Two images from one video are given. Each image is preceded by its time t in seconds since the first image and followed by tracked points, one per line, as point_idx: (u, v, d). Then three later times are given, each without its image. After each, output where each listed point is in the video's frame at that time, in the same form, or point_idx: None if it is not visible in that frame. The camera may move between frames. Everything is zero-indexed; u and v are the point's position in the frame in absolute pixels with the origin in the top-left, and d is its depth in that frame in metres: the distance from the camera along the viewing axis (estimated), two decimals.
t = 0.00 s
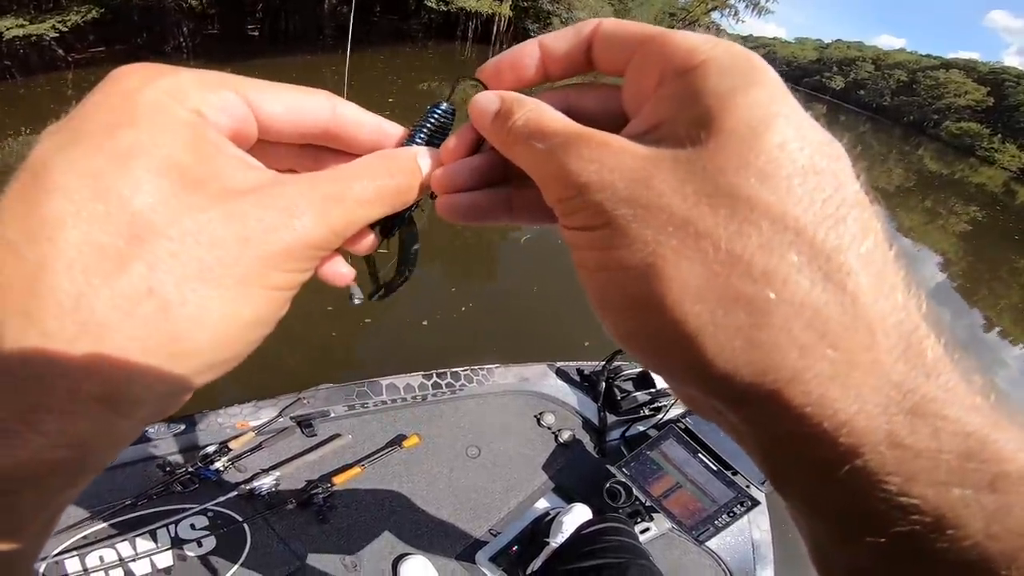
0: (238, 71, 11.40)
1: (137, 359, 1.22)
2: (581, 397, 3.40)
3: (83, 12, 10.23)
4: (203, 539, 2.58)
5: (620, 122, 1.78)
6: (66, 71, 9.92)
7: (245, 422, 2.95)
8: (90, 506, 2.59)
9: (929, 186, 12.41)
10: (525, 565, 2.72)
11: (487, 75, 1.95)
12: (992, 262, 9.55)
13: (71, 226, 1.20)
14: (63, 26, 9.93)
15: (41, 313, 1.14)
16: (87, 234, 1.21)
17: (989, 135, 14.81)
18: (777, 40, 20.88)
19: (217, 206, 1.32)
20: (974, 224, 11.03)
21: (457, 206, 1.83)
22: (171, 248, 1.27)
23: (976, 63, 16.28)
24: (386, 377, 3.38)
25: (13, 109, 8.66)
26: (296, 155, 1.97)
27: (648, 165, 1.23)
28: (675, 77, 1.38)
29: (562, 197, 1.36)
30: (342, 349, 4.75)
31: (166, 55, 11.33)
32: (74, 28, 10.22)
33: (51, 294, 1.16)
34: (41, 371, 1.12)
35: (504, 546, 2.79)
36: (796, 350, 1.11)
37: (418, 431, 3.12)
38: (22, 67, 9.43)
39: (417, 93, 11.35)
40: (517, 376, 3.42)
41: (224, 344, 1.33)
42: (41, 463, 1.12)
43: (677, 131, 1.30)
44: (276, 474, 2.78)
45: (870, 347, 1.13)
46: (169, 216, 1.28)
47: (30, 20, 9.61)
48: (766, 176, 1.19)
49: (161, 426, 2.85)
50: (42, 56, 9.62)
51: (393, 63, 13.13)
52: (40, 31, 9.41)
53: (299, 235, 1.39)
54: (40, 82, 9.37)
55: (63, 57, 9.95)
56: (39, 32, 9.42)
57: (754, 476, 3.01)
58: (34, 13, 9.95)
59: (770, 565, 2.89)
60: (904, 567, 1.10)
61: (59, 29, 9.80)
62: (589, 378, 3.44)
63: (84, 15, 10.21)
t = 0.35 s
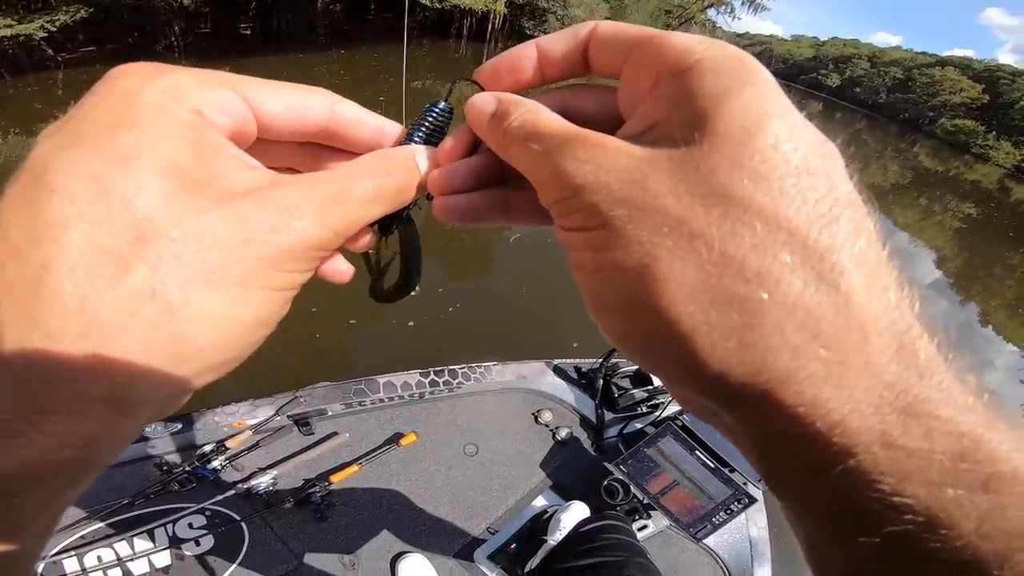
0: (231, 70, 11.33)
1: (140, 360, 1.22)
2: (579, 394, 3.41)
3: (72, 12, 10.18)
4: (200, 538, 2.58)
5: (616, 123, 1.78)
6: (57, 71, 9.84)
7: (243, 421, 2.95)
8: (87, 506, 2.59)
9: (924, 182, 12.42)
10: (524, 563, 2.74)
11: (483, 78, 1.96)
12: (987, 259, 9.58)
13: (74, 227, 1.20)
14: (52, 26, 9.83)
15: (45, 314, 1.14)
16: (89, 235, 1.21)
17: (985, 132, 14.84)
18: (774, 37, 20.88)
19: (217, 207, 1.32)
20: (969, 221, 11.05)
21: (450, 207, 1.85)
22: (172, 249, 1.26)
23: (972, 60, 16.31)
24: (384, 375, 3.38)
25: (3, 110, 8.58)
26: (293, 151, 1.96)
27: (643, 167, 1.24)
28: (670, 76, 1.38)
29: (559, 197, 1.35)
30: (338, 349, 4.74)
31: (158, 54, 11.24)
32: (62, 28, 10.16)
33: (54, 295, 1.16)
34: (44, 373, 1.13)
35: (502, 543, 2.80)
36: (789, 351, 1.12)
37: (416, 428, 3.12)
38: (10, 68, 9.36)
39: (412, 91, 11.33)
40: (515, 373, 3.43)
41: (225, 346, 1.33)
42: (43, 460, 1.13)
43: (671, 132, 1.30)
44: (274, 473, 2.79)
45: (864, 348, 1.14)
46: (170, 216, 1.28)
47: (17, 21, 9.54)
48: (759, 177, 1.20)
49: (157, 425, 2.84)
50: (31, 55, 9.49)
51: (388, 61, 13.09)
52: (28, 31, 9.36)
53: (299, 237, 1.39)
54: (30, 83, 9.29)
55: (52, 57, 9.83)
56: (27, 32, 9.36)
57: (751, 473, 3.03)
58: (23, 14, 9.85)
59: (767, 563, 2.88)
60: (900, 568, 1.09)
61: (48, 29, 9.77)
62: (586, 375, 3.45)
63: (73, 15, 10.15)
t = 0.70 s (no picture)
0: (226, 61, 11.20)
1: (142, 357, 1.22)
2: (575, 386, 3.41)
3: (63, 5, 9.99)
4: (197, 529, 2.58)
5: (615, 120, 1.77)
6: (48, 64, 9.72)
7: (239, 411, 2.95)
8: (82, 497, 2.58)
9: (922, 180, 12.43)
10: (521, 554, 2.75)
11: (483, 76, 1.96)
12: (984, 257, 9.61)
13: (75, 226, 1.20)
14: (43, 19, 9.68)
15: (48, 312, 1.15)
16: (90, 234, 1.21)
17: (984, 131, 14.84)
18: (773, 33, 20.81)
19: (217, 203, 1.31)
20: (965, 219, 11.08)
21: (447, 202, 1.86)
22: (173, 247, 1.26)
23: (972, 59, 16.32)
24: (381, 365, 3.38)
25: None
26: (292, 136, 1.97)
27: (645, 158, 1.24)
28: (670, 73, 1.38)
29: (559, 189, 1.35)
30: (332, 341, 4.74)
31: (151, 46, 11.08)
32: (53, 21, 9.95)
33: (56, 294, 1.16)
34: (46, 367, 1.13)
35: (499, 534, 2.83)
36: (792, 339, 1.12)
37: (413, 420, 3.13)
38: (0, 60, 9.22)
39: (408, 84, 11.27)
40: (513, 364, 3.44)
41: (230, 344, 1.33)
42: (51, 454, 1.11)
43: (670, 127, 1.30)
44: (270, 464, 2.79)
45: (865, 337, 1.15)
46: (170, 213, 1.27)
47: (7, 13, 9.36)
48: (759, 169, 1.21)
49: (154, 415, 2.85)
50: (22, 48, 9.45)
51: (385, 54, 13.00)
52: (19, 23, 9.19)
53: (302, 234, 1.38)
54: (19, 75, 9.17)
55: (43, 50, 9.79)
56: (18, 25, 9.20)
57: (746, 467, 3.05)
58: (13, 6, 9.68)
59: (761, 557, 2.88)
60: (903, 558, 1.10)
61: (38, 22, 9.58)
62: (584, 367, 3.46)
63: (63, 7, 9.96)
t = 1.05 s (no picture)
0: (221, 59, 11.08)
1: (144, 365, 1.23)
2: (572, 385, 3.42)
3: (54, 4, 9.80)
4: (193, 527, 2.58)
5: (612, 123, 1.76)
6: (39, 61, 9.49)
7: (236, 410, 2.94)
8: (76, 497, 2.57)
9: (918, 182, 12.47)
10: (519, 553, 2.76)
11: (481, 80, 1.96)
12: (978, 258, 9.67)
13: (69, 238, 1.19)
14: (33, 18, 9.39)
15: (45, 328, 1.15)
16: (84, 246, 1.20)
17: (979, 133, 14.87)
18: (769, 33, 20.83)
19: (213, 210, 1.30)
20: (960, 220, 11.14)
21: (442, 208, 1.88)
22: (170, 257, 1.25)
23: (967, 61, 16.39)
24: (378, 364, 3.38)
25: None
26: (284, 130, 1.95)
27: (642, 163, 1.25)
28: (668, 78, 1.39)
29: (557, 194, 1.36)
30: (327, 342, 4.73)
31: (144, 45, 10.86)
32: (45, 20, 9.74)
33: (53, 310, 1.15)
34: (49, 375, 1.15)
35: (497, 533, 2.83)
36: (792, 345, 1.12)
37: (409, 418, 3.13)
38: None
39: (403, 83, 11.24)
40: (510, 364, 3.45)
41: (230, 350, 1.34)
42: (57, 459, 1.18)
43: (667, 132, 1.31)
44: (267, 462, 2.79)
45: (865, 342, 1.15)
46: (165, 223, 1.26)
47: None
48: (759, 173, 1.20)
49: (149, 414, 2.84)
50: (14, 47, 9.15)
51: (381, 54, 12.93)
52: (9, 22, 8.99)
53: (299, 239, 1.37)
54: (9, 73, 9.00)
55: (36, 49, 9.47)
56: (7, 24, 9.00)
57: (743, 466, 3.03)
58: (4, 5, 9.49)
59: (757, 556, 2.91)
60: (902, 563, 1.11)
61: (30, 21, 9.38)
62: (580, 367, 3.46)
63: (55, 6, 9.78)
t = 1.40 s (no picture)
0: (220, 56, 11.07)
1: (159, 367, 1.25)
2: (574, 381, 3.43)
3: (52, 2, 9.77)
4: (194, 523, 2.59)
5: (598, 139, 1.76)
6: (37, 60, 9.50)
7: (238, 406, 2.95)
8: (77, 494, 2.58)
9: (919, 181, 12.47)
10: (519, 549, 2.76)
11: (478, 95, 1.96)
12: (979, 258, 9.66)
13: (85, 241, 1.20)
14: (31, 16, 9.30)
15: (64, 331, 1.16)
16: (100, 250, 1.21)
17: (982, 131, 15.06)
18: (771, 31, 20.82)
19: (229, 215, 1.30)
20: (961, 220, 11.13)
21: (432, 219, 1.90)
22: (186, 260, 1.26)
23: (969, 60, 16.36)
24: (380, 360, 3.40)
25: None
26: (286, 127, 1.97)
27: (619, 176, 1.24)
28: (651, 92, 1.36)
29: (540, 208, 1.35)
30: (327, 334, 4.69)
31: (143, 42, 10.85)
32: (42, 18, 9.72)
33: (71, 314, 1.16)
34: (70, 377, 1.15)
35: (498, 529, 2.84)
36: (761, 364, 1.12)
37: (411, 414, 3.14)
38: None
39: (403, 81, 11.23)
40: (512, 360, 3.46)
41: (243, 350, 1.36)
42: (77, 455, 1.19)
43: (649, 146, 1.29)
44: (269, 458, 2.80)
45: (838, 359, 1.14)
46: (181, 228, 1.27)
47: None
48: (733, 184, 1.18)
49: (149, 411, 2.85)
50: (11, 45, 9.13)
51: (381, 51, 12.92)
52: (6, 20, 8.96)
53: (308, 240, 1.39)
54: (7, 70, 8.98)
55: (34, 47, 9.48)
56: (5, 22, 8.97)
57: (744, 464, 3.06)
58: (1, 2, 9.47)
59: (757, 554, 2.90)
60: None
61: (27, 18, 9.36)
62: (582, 363, 3.47)
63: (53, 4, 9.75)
